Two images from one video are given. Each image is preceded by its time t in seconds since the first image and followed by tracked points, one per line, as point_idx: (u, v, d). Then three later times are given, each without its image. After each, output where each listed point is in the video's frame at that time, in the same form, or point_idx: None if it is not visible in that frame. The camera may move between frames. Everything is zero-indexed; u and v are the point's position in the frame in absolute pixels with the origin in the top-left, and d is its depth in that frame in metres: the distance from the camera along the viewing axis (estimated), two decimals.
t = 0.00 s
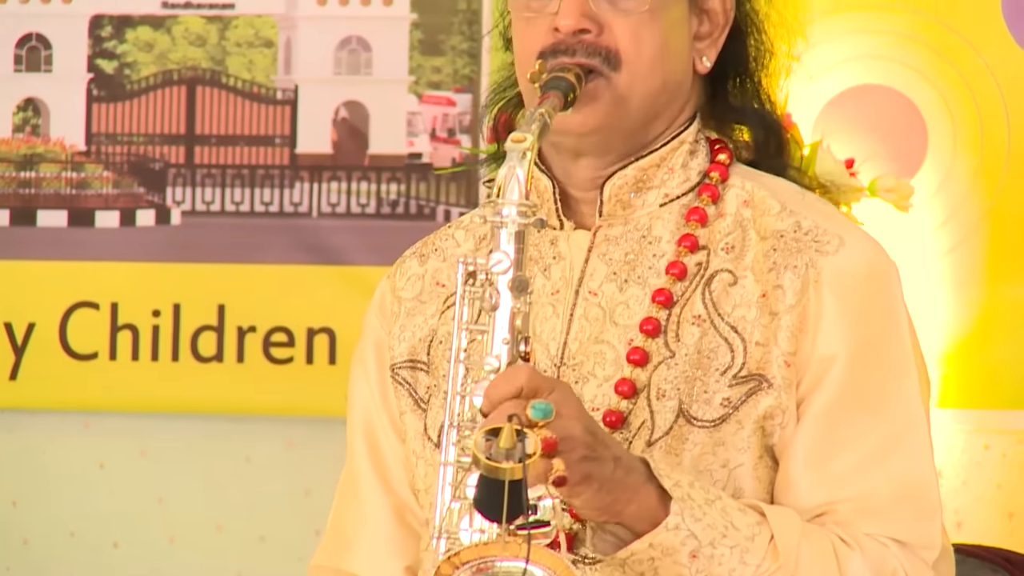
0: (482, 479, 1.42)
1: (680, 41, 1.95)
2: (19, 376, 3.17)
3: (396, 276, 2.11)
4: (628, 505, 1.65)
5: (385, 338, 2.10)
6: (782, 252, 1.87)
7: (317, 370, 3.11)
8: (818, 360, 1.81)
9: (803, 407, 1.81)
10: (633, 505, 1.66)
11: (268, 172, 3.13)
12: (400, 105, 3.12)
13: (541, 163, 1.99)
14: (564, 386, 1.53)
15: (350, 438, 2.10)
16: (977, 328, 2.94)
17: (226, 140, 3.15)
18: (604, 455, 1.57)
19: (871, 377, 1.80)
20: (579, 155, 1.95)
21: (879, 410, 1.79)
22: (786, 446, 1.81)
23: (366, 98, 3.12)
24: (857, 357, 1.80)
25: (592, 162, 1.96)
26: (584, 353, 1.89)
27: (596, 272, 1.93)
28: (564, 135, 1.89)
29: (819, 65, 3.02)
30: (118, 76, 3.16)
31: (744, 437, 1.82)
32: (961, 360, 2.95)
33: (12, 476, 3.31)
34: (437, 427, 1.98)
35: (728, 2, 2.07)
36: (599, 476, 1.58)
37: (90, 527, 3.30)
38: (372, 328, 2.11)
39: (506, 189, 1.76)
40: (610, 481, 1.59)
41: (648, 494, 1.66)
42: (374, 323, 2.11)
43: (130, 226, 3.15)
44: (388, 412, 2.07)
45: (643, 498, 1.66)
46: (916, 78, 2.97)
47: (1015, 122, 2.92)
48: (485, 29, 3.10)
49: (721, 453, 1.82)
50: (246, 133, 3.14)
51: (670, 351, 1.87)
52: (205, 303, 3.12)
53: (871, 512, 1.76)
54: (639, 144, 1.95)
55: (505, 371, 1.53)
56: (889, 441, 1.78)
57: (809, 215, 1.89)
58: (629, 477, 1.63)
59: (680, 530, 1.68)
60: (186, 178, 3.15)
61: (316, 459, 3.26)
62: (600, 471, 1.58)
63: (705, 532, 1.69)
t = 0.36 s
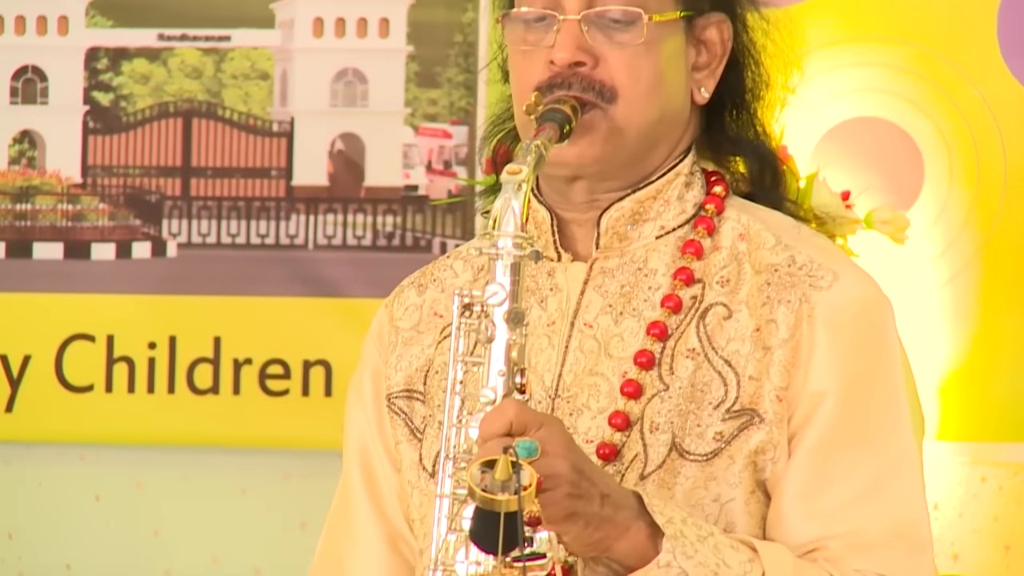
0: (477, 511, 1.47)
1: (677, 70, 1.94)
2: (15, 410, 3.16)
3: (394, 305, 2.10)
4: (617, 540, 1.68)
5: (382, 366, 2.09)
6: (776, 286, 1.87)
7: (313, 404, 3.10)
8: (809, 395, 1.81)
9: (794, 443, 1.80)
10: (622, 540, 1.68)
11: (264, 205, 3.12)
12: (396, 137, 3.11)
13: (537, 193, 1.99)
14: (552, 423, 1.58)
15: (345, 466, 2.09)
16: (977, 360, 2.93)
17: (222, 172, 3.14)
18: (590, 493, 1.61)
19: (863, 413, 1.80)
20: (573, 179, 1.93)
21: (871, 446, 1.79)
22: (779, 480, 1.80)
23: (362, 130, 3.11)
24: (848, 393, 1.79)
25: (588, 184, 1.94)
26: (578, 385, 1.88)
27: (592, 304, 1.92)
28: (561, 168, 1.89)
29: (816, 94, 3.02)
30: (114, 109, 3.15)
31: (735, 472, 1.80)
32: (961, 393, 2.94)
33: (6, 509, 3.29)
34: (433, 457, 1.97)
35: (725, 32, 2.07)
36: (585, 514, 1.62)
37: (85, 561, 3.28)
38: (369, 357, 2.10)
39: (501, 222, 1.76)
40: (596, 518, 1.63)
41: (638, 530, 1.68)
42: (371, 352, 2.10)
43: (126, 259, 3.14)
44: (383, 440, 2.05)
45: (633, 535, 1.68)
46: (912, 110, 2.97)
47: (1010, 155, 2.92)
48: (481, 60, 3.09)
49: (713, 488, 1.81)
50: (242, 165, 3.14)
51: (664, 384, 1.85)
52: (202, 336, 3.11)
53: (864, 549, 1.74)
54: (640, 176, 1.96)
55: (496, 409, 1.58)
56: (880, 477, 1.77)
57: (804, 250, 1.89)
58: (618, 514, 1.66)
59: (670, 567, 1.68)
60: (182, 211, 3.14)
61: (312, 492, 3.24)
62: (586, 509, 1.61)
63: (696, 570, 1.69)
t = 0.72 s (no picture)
0: (464, 548, 1.46)
1: (664, 98, 1.95)
2: (10, 441, 3.14)
3: (387, 339, 2.09)
4: (612, 563, 1.70)
5: (375, 402, 2.08)
6: (764, 320, 1.86)
7: (309, 436, 3.09)
8: (798, 427, 1.79)
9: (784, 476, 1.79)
10: (617, 564, 1.70)
11: (259, 237, 3.11)
12: (391, 169, 3.10)
13: (526, 228, 1.99)
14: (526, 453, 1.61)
15: (340, 503, 2.07)
16: (978, 392, 2.92)
17: (218, 204, 3.13)
18: (573, 522, 1.66)
19: (855, 445, 1.78)
20: (561, 208, 1.93)
21: (863, 478, 1.77)
22: (769, 513, 1.78)
23: (357, 162, 3.11)
24: (838, 424, 1.78)
25: (576, 212, 1.94)
26: (569, 421, 1.88)
27: (582, 340, 1.92)
28: (549, 195, 1.88)
29: (808, 125, 3.01)
30: (109, 141, 3.14)
31: (724, 507, 1.80)
32: (963, 427, 2.93)
33: None
34: (424, 492, 1.95)
35: (711, 61, 2.06)
36: (569, 544, 1.67)
37: None
38: (362, 392, 2.09)
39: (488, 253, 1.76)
40: (584, 545, 1.67)
41: (633, 553, 1.69)
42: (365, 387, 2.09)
43: (121, 290, 3.13)
44: (377, 475, 2.04)
45: (628, 558, 1.70)
46: (906, 141, 2.96)
47: (1006, 186, 2.92)
48: (476, 92, 3.08)
49: (703, 523, 1.80)
50: (238, 197, 3.13)
51: (654, 420, 1.86)
52: (198, 368, 3.10)
53: None
54: (627, 206, 1.96)
55: (464, 450, 1.60)
56: (873, 509, 1.75)
57: (792, 284, 1.88)
58: (612, 537, 1.68)
59: None
60: (177, 242, 3.13)
61: (308, 527, 3.21)
62: (570, 539, 1.67)
63: None
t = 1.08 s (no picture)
0: None
1: (660, 127, 1.94)
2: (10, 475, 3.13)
3: (384, 373, 2.08)
4: None
5: (373, 435, 2.07)
6: (761, 353, 1.85)
7: (309, 469, 3.07)
8: (795, 461, 1.78)
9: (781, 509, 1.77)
10: None
11: (258, 270, 3.11)
12: (391, 202, 3.10)
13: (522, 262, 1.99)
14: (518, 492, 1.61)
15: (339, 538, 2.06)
16: (979, 425, 2.91)
17: (218, 237, 3.12)
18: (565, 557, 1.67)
19: (852, 478, 1.76)
20: (557, 240, 1.92)
21: (860, 511, 1.76)
22: (765, 546, 1.77)
23: (357, 195, 3.10)
24: (835, 458, 1.76)
25: (572, 245, 1.93)
26: (566, 454, 1.87)
27: (579, 372, 1.92)
28: (544, 225, 1.88)
29: (807, 157, 2.99)
30: (109, 174, 3.13)
31: (721, 541, 1.78)
32: (966, 461, 2.91)
33: None
34: (422, 526, 1.93)
35: (706, 92, 2.05)
36: None
37: None
38: (360, 426, 2.08)
39: (483, 284, 1.75)
40: None
41: None
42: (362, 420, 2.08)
43: (121, 324, 3.12)
44: (375, 509, 2.03)
45: None
46: (905, 175, 2.96)
47: (1005, 220, 2.92)
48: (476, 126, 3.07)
49: (700, 557, 1.78)
50: (238, 230, 3.12)
51: (651, 454, 1.85)
52: (198, 402, 3.09)
53: None
54: (623, 236, 1.94)
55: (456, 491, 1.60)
56: (870, 543, 1.74)
57: (789, 317, 1.87)
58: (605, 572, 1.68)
59: None
60: (176, 276, 3.12)
61: (308, 561, 3.18)
62: None
63: None
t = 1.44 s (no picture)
0: None
1: (664, 164, 1.93)
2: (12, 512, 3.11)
3: (387, 410, 2.07)
4: None
5: (376, 472, 2.05)
6: (763, 392, 1.84)
7: (311, 506, 3.06)
8: (796, 500, 1.76)
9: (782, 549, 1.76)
10: None
11: (261, 306, 3.10)
12: (394, 238, 3.09)
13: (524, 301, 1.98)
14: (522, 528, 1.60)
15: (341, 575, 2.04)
16: (983, 461, 2.90)
17: (219, 273, 3.12)
18: None
19: (853, 519, 1.74)
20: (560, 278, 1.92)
21: (861, 553, 1.74)
22: None
23: (359, 232, 3.10)
24: (837, 498, 1.74)
25: (575, 285, 1.92)
26: (568, 492, 1.86)
27: (581, 410, 1.90)
28: (546, 262, 1.88)
29: (809, 195, 2.98)
30: (111, 211, 3.13)
31: None
32: (971, 496, 2.90)
33: None
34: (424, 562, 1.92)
35: (710, 129, 2.03)
36: None
37: None
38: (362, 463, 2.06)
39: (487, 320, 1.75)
40: None
41: None
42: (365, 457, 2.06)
43: (123, 361, 3.11)
44: (377, 547, 2.01)
45: None
46: (907, 211, 2.95)
47: (1007, 255, 2.91)
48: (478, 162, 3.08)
49: None
50: (239, 266, 3.12)
51: (653, 491, 1.83)
52: (199, 438, 3.07)
53: None
54: (625, 272, 1.93)
55: (460, 527, 1.60)
56: None
57: (791, 355, 1.86)
58: None
59: None
60: (178, 312, 3.12)
61: None
62: None
63: None
